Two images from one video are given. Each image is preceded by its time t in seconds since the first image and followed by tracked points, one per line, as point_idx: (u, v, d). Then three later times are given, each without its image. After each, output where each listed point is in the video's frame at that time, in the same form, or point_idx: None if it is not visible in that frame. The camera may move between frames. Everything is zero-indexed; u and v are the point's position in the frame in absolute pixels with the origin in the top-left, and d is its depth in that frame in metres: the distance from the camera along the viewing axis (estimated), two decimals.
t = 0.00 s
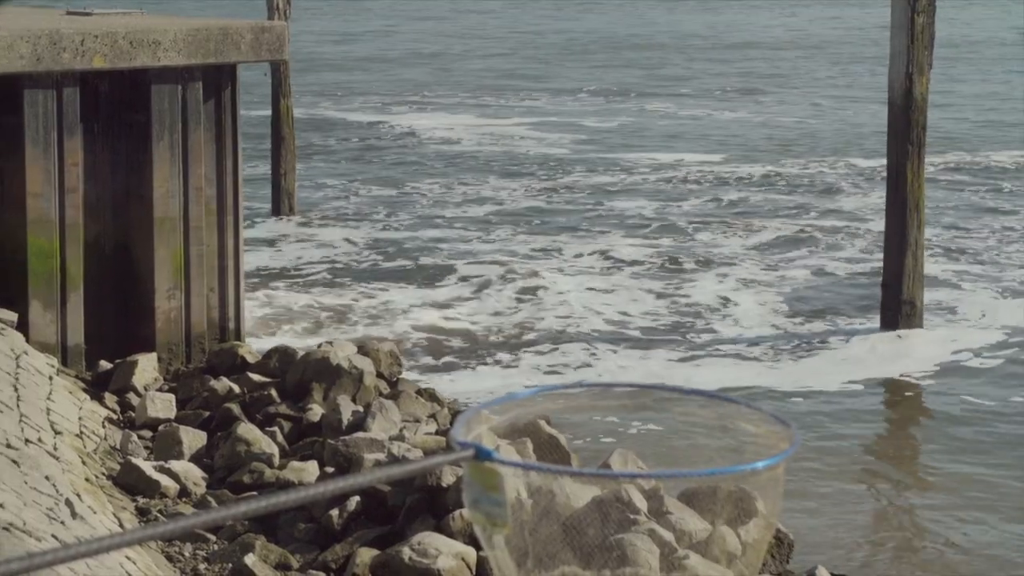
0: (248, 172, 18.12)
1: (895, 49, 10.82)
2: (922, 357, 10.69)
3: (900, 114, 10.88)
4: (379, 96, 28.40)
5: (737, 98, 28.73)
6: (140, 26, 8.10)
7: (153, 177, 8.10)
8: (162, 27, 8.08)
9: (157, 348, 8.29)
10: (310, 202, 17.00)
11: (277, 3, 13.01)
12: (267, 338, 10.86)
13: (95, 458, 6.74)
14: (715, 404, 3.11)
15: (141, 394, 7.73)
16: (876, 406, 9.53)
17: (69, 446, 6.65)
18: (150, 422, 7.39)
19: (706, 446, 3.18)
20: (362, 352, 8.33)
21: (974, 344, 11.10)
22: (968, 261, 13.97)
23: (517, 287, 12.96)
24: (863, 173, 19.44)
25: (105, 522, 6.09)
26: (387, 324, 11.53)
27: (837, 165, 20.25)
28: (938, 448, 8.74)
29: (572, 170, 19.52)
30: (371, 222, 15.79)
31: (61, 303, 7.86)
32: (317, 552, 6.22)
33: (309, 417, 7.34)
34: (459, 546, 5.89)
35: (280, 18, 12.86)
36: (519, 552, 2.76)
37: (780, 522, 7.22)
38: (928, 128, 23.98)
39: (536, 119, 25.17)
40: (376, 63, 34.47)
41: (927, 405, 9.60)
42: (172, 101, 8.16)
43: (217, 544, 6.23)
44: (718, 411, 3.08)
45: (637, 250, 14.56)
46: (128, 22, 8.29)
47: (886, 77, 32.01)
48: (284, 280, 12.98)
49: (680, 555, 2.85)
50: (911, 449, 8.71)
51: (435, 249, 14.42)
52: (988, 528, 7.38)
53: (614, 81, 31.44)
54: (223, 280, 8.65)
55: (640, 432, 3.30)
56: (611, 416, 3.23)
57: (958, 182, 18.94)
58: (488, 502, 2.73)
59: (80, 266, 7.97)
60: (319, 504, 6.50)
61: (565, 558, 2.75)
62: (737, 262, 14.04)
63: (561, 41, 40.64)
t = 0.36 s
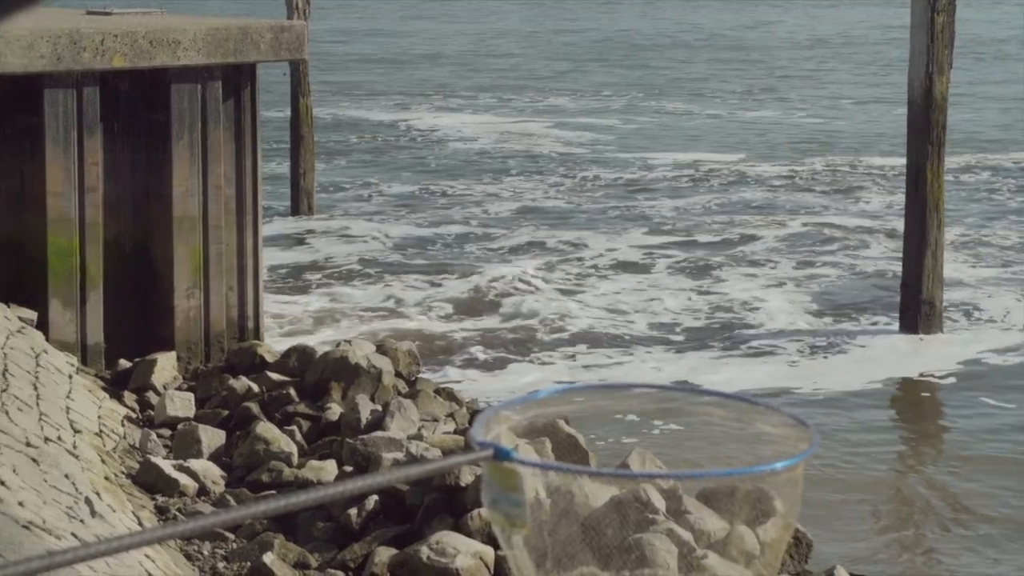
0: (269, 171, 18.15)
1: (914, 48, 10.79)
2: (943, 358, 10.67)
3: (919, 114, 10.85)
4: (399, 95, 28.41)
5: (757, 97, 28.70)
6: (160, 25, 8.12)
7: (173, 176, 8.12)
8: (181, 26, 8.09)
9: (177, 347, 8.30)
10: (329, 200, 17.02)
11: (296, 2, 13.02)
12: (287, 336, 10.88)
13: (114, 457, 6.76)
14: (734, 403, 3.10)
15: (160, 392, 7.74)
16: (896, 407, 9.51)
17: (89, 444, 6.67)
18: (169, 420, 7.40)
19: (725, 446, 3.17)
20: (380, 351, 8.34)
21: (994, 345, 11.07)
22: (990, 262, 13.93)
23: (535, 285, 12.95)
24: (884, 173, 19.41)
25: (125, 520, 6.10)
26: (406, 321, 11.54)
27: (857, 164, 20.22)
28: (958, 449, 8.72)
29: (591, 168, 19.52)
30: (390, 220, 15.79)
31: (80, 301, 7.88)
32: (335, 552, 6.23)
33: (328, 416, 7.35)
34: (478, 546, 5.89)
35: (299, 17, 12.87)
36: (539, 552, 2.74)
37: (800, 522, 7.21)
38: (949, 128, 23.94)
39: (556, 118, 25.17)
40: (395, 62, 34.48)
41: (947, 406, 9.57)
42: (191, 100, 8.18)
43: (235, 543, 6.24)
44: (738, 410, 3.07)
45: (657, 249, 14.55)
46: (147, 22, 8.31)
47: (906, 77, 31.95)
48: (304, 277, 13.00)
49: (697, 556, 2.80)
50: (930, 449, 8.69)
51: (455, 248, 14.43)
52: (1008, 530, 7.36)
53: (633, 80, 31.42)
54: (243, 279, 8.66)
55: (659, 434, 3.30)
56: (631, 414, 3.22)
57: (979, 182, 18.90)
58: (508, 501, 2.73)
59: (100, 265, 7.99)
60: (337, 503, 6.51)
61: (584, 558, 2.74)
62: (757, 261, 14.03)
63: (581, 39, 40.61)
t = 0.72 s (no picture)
0: (295, 170, 18.18)
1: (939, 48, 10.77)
2: (969, 359, 10.65)
3: (945, 114, 10.83)
4: (425, 95, 28.43)
5: (783, 98, 28.66)
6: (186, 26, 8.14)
7: (197, 177, 8.13)
8: (207, 27, 8.11)
9: (201, 346, 8.32)
10: (355, 200, 17.04)
11: (322, 3, 13.04)
12: (312, 334, 10.89)
13: (139, 457, 6.77)
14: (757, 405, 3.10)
15: (185, 392, 7.76)
16: (922, 407, 9.49)
17: (114, 444, 6.69)
18: (194, 420, 7.42)
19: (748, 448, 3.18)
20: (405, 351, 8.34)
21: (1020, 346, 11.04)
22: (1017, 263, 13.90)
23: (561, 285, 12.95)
24: (910, 174, 19.38)
25: (150, 520, 6.12)
26: (432, 321, 11.55)
27: (883, 165, 20.19)
28: (985, 451, 8.70)
29: (617, 168, 19.51)
30: (415, 220, 15.81)
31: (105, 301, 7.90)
32: (360, 552, 6.24)
33: (353, 416, 7.37)
34: (502, 546, 5.90)
35: (325, 17, 12.89)
36: (563, 553, 2.77)
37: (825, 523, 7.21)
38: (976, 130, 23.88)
39: (582, 118, 25.17)
40: (420, 62, 34.50)
41: (973, 407, 9.56)
42: (216, 101, 8.19)
43: (260, 543, 6.25)
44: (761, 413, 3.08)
45: (682, 249, 14.55)
46: (173, 22, 8.33)
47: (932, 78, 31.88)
48: (330, 275, 13.02)
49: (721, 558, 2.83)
50: (956, 451, 8.68)
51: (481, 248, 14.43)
52: None
53: (658, 81, 31.40)
54: (267, 279, 8.67)
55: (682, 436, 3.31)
56: (654, 416, 3.23)
57: (1006, 183, 18.86)
58: (532, 502, 2.73)
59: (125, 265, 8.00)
60: (362, 503, 6.52)
61: (608, 560, 2.78)
62: (783, 261, 14.02)
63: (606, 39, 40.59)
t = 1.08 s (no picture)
0: (343, 170, 18.25)
1: (987, 50, 10.73)
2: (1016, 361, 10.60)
3: (992, 116, 10.78)
4: (471, 97, 28.50)
5: (830, 100, 28.62)
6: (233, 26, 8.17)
7: (244, 177, 8.15)
8: (253, 28, 8.13)
9: (249, 347, 8.35)
10: (402, 200, 17.10)
11: (368, 5, 13.07)
12: (361, 333, 10.94)
13: (185, 457, 6.80)
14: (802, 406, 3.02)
15: (231, 392, 7.78)
16: (969, 410, 9.46)
17: (161, 444, 6.72)
18: (240, 420, 7.44)
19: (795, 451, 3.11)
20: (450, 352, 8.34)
21: None
22: None
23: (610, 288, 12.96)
24: (957, 176, 19.32)
25: (196, 519, 6.14)
26: (480, 321, 11.59)
27: (929, 167, 20.13)
28: None
29: (665, 170, 19.51)
30: (463, 221, 15.86)
31: (153, 301, 7.94)
32: (406, 552, 6.25)
33: (400, 416, 7.38)
34: (548, 547, 5.90)
35: (370, 19, 12.92)
36: (609, 554, 2.69)
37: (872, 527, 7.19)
38: None
39: (627, 119, 25.19)
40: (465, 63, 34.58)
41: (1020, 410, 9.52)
42: (262, 102, 8.22)
43: (306, 543, 6.27)
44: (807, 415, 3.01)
45: (731, 251, 14.54)
46: (219, 23, 8.36)
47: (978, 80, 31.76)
48: (377, 275, 13.07)
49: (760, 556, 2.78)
50: (1003, 454, 8.65)
51: (526, 249, 14.45)
52: None
53: (704, 82, 31.38)
54: (313, 280, 8.68)
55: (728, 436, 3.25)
56: (699, 417, 3.17)
57: None
58: (579, 504, 2.61)
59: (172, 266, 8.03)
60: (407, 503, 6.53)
61: (655, 561, 2.71)
62: (830, 264, 13.99)
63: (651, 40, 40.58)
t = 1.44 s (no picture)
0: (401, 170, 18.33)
1: None
2: None
3: None
4: (528, 98, 28.55)
5: (891, 101, 28.53)
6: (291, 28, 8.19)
7: (302, 178, 8.18)
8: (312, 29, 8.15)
9: (306, 347, 8.37)
10: (460, 201, 17.15)
11: (426, 5, 13.10)
12: (419, 333, 10.97)
13: (243, 456, 6.82)
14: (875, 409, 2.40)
15: (289, 392, 7.80)
16: None
17: (219, 442, 6.74)
18: (298, 420, 7.46)
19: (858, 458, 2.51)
20: (507, 353, 8.35)
21: None
22: None
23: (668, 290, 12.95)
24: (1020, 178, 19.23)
25: (254, 519, 6.16)
26: (537, 322, 11.60)
27: (991, 169, 20.05)
28: None
29: (723, 171, 19.49)
30: (522, 221, 15.89)
31: (211, 301, 7.97)
32: (463, 553, 6.25)
33: (457, 417, 7.39)
34: (605, 549, 5.89)
35: (428, 20, 12.94)
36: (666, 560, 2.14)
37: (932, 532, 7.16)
38: None
39: (684, 121, 25.18)
40: (521, 64, 34.64)
41: None
42: (320, 103, 8.24)
43: (363, 542, 6.28)
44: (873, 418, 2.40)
45: (789, 254, 14.50)
46: (279, 24, 8.38)
47: None
48: (435, 274, 13.11)
49: (828, 562, 2.28)
50: None
51: (586, 249, 14.48)
52: None
53: (762, 84, 31.31)
54: (371, 281, 8.69)
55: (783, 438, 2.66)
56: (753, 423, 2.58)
57: None
58: (637, 505, 2.11)
59: (231, 266, 8.06)
60: (464, 504, 6.53)
61: (711, 565, 2.16)
62: (891, 267, 13.96)
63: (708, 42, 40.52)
